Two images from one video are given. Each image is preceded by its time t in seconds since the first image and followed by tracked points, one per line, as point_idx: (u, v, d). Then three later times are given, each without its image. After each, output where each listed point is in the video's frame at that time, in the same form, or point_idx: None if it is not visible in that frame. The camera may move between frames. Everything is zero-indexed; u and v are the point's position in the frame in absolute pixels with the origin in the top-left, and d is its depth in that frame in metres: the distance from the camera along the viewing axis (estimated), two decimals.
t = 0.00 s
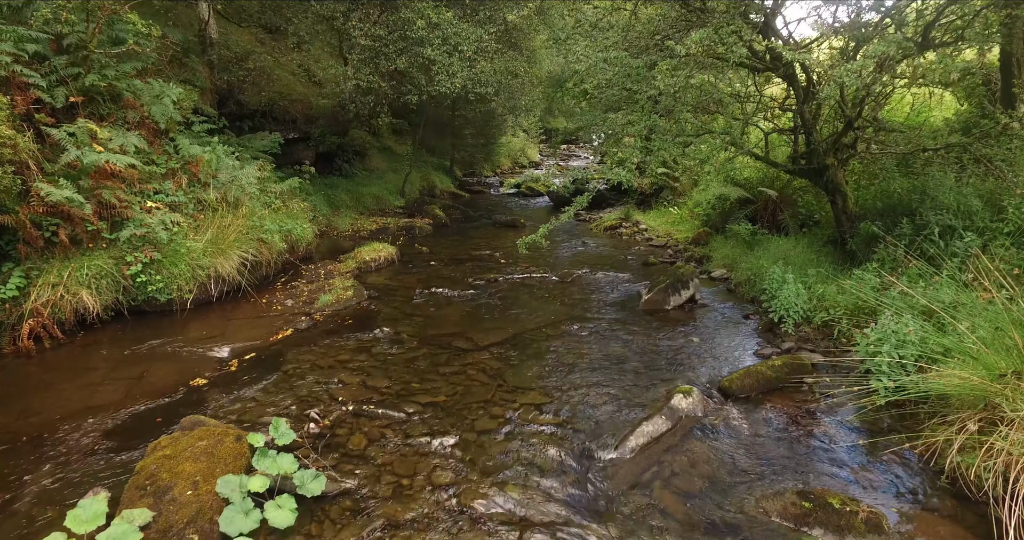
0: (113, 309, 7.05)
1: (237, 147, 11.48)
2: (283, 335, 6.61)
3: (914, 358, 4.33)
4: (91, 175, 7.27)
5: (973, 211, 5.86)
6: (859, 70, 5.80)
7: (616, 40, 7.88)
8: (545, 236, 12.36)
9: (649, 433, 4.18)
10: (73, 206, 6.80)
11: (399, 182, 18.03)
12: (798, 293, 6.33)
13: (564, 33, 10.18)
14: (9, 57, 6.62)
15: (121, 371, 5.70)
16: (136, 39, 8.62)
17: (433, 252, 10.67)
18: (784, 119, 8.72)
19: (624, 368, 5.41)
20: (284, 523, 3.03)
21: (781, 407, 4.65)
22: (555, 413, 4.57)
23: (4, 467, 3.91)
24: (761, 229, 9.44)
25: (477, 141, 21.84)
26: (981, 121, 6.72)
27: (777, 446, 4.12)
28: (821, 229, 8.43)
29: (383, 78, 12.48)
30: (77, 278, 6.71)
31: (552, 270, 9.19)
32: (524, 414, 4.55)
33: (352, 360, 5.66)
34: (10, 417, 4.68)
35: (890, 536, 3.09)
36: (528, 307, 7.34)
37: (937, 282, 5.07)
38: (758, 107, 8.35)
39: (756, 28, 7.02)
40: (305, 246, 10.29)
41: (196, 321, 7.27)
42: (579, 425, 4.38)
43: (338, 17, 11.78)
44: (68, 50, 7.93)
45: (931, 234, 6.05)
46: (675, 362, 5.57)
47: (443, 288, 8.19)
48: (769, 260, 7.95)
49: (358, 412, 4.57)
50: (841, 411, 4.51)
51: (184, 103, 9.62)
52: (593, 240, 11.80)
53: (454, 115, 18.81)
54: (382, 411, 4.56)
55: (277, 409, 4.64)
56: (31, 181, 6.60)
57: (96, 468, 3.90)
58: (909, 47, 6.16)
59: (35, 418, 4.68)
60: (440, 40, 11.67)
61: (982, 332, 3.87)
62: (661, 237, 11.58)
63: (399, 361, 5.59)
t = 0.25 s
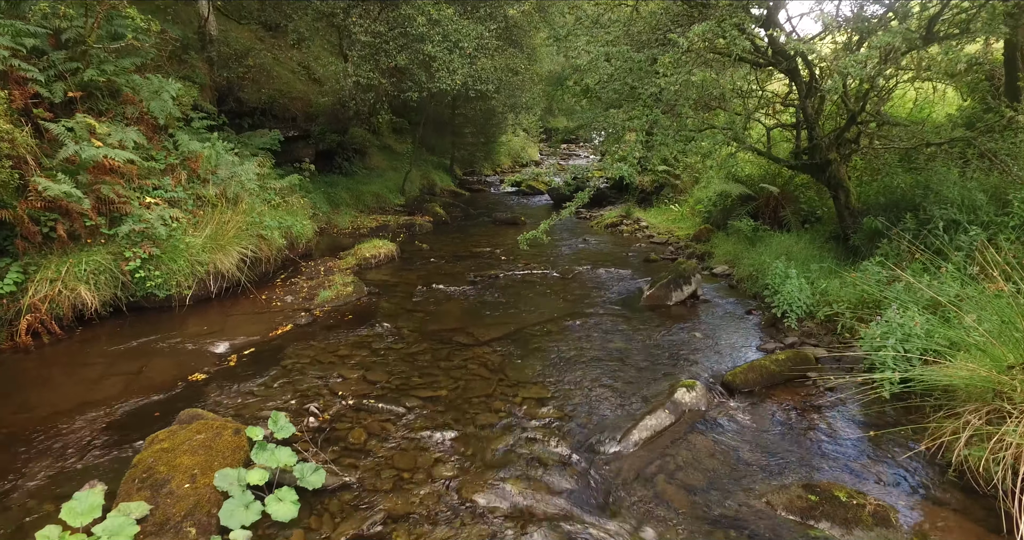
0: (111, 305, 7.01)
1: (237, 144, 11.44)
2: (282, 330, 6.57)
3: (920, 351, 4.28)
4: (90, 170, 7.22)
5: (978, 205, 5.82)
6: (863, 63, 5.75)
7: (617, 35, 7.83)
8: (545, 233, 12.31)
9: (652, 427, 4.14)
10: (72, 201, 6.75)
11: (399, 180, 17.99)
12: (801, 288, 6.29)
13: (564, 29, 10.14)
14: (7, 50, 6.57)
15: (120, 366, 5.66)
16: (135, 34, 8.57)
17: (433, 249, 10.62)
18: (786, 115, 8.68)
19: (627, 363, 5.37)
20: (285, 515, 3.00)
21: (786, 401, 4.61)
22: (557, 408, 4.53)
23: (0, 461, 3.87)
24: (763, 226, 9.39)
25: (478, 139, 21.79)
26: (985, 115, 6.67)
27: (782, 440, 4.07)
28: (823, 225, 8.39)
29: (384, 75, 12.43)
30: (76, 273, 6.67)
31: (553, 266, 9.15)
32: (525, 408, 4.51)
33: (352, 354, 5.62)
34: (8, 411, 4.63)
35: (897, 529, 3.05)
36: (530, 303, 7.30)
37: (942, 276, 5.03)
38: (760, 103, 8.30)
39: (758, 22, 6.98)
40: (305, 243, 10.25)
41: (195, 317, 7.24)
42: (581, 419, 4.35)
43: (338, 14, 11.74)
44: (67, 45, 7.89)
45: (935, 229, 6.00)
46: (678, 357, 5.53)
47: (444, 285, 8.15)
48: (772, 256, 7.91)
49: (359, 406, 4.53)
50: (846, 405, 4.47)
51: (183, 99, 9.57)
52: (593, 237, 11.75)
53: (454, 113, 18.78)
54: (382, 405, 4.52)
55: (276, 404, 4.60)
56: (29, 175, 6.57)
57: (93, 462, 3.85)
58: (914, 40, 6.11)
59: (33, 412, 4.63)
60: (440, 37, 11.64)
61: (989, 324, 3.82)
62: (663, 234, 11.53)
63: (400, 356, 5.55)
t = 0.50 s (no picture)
0: (109, 301, 6.97)
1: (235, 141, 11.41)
2: (281, 326, 6.54)
3: (922, 345, 4.24)
4: (87, 165, 7.17)
5: (979, 200, 5.79)
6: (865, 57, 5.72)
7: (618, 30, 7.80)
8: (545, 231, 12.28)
9: (653, 421, 4.10)
10: (69, 197, 6.70)
11: (399, 179, 17.96)
12: (802, 283, 6.26)
13: (565, 25, 10.11)
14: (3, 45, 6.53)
15: (117, 361, 5.62)
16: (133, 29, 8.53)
17: (433, 246, 10.59)
18: (786, 111, 8.65)
19: (627, 358, 5.34)
20: (283, 509, 2.96)
21: (788, 396, 4.57)
22: (558, 402, 4.49)
23: None
24: (764, 222, 9.36)
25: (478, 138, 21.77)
26: (989, 110, 6.63)
27: (784, 435, 4.03)
28: (824, 221, 8.36)
29: (383, 72, 12.40)
30: (73, 269, 6.62)
31: (553, 263, 9.12)
32: (525, 402, 4.48)
33: (350, 350, 5.59)
34: (3, 406, 4.59)
35: (902, 522, 3.01)
36: (529, 299, 7.27)
37: (946, 270, 4.98)
38: (761, 98, 8.26)
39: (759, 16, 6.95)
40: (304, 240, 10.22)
41: (193, 313, 7.20)
42: (581, 413, 4.31)
43: (338, 11, 11.72)
44: (64, 40, 7.84)
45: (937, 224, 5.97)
46: (678, 352, 5.49)
47: (443, 281, 8.12)
48: (772, 252, 7.88)
49: (357, 400, 4.49)
50: (848, 400, 4.44)
51: (182, 96, 9.54)
52: (593, 235, 11.72)
53: (454, 112, 18.77)
54: (381, 400, 4.49)
55: (274, 398, 4.56)
56: (26, 170, 6.49)
57: (88, 456, 3.81)
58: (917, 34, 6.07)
59: (28, 407, 4.59)
60: (440, 34, 11.63)
61: (994, 316, 3.78)
62: (663, 231, 11.51)
63: (398, 351, 5.51)
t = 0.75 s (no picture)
0: (106, 296, 6.94)
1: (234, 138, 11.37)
2: (278, 321, 6.50)
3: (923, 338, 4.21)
4: (84, 160, 7.12)
5: (980, 193, 5.76)
6: (865, 50, 5.69)
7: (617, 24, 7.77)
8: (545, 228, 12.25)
9: (652, 414, 4.07)
10: (65, 192, 6.66)
11: (398, 177, 17.91)
12: (802, 278, 6.23)
13: (564, 21, 10.08)
14: None
15: (112, 356, 5.58)
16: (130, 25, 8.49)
17: (432, 243, 10.55)
18: (786, 107, 8.62)
19: (626, 352, 5.31)
20: (277, 500, 2.93)
21: (787, 389, 4.54)
22: (556, 396, 4.46)
23: None
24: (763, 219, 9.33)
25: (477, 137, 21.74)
26: (988, 103, 6.61)
27: (784, 428, 4.00)
28: (824, 217, 8.33)
29: (382, 68, 12.37)
30: (69, 264, 6.58)
31: (552, 260, 9.09)
32: (522, 395, 4.44)
33: (347, 344, 5.55)
34: None
35: (902, 514, 2.98)
36: (528, 294, 7.23)
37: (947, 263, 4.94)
38: (760, 93, 8.23)
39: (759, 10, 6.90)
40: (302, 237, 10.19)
41: (190, 309, 7.17)
42: (579, 406, 4.28)
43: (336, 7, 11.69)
44: (61, 35, 7.80)
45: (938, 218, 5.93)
46: (678, 347, 5.46)
47: (441, 277, 8.09)
48: (772, 248, 7.85)
49: (353, 394, 4.45)
50: (848, 394, 4.41)
51: (180, 92, 9.51)
52: (593, 232, 11.68)
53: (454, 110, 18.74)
54: (377, 393, 4.45)
55: (270, 392, 4.52)
56: (21, 165, 6.44)
57: (82, 449, 3.78)
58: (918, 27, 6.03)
59: (23, 401, 4.56)
60: (438, 30, 11.62)
61: (995, 308, 3.74)
62: (662, 228, 11.47)
63: (396, 346, 5.47)
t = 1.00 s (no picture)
0: (102, 291, 6.90)
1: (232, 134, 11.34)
2: (275, 315, 6.47)
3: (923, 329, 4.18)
4: (81, 154, 7.07)
5: (980, 186, 5.73)
6: (866, 41, 5.66)
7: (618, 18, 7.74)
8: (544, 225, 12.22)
9: (651, 405, 4.04)
10: (61, 186, 6.61)
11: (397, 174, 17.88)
12: (802, 271, 6.20)
13: (563, 16, 10.05)
14: None
15: (108, 349, 5.55)
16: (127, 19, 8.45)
17: (430, 240, 10.52)
18: (786, 102, 8.60)
19: (625, 345, 5.28)
20: (270, 489, 2.89)
21: (787, 381, 4.52)
22: (554, 388, 4.43)
23: None
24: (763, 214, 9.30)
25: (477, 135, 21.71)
26: (989, 96, 6.58)
27: (784, 420, 3.97)
28: (824, 212, 8.31)
29: (381, 64, 12.34)
30: (65, 258, 6.53)
31: (551, 255, 9.06)
32: (520, 387, 4.41)
33: (345, 337, 5.52)
34: None
35: (903, 503, 2.95)
36: (527, 289, 7.21)
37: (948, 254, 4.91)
38: (760, 88, 8.20)
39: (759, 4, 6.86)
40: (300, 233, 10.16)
41: (187, 304, 7.14)
42: (577, 398, 4.25)
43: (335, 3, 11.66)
44: (57, 29, 7.76)
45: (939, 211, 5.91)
46: (677, 340, 5.43)
47: (440, 272, 8.06)
48: (771, 242, 7.82)
49: (350, 386, 4.43)
50: (848, 386, 4.38)
51: (178, 87, 9.47)
52: (592, 229, 11.65)
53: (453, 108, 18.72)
54: (374, 385, 4.42)
55: (266, 384, 4.49)
56: (17, 159, 6.40)
57: (76, 440, 3.74)
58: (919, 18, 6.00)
59: (17, 394, 4.52)
60: (437, 26, 11.60)
61: (997, 298, 3.70)
62: (662, 225, 11.44)
63: (393, 339, 5.44)
